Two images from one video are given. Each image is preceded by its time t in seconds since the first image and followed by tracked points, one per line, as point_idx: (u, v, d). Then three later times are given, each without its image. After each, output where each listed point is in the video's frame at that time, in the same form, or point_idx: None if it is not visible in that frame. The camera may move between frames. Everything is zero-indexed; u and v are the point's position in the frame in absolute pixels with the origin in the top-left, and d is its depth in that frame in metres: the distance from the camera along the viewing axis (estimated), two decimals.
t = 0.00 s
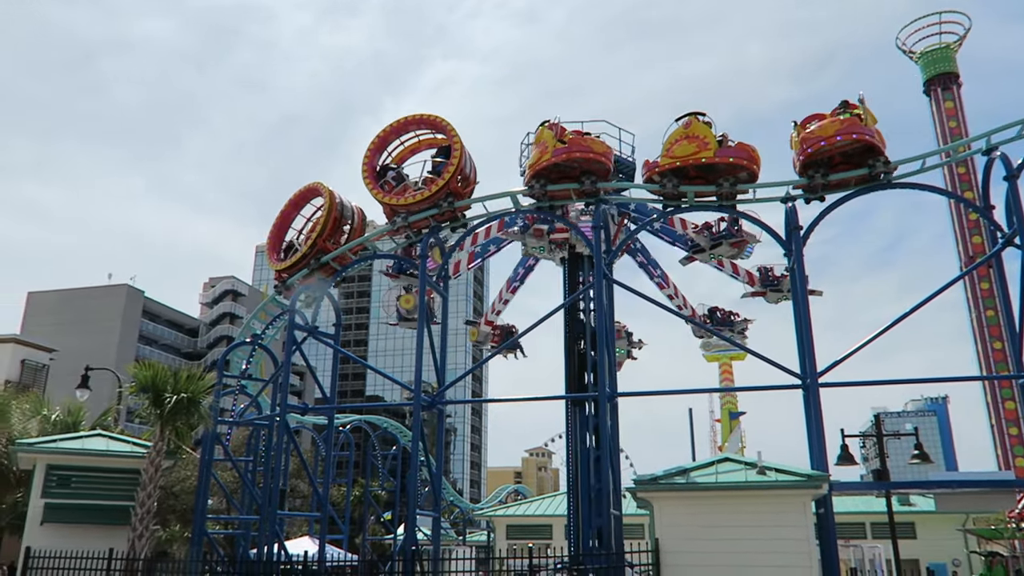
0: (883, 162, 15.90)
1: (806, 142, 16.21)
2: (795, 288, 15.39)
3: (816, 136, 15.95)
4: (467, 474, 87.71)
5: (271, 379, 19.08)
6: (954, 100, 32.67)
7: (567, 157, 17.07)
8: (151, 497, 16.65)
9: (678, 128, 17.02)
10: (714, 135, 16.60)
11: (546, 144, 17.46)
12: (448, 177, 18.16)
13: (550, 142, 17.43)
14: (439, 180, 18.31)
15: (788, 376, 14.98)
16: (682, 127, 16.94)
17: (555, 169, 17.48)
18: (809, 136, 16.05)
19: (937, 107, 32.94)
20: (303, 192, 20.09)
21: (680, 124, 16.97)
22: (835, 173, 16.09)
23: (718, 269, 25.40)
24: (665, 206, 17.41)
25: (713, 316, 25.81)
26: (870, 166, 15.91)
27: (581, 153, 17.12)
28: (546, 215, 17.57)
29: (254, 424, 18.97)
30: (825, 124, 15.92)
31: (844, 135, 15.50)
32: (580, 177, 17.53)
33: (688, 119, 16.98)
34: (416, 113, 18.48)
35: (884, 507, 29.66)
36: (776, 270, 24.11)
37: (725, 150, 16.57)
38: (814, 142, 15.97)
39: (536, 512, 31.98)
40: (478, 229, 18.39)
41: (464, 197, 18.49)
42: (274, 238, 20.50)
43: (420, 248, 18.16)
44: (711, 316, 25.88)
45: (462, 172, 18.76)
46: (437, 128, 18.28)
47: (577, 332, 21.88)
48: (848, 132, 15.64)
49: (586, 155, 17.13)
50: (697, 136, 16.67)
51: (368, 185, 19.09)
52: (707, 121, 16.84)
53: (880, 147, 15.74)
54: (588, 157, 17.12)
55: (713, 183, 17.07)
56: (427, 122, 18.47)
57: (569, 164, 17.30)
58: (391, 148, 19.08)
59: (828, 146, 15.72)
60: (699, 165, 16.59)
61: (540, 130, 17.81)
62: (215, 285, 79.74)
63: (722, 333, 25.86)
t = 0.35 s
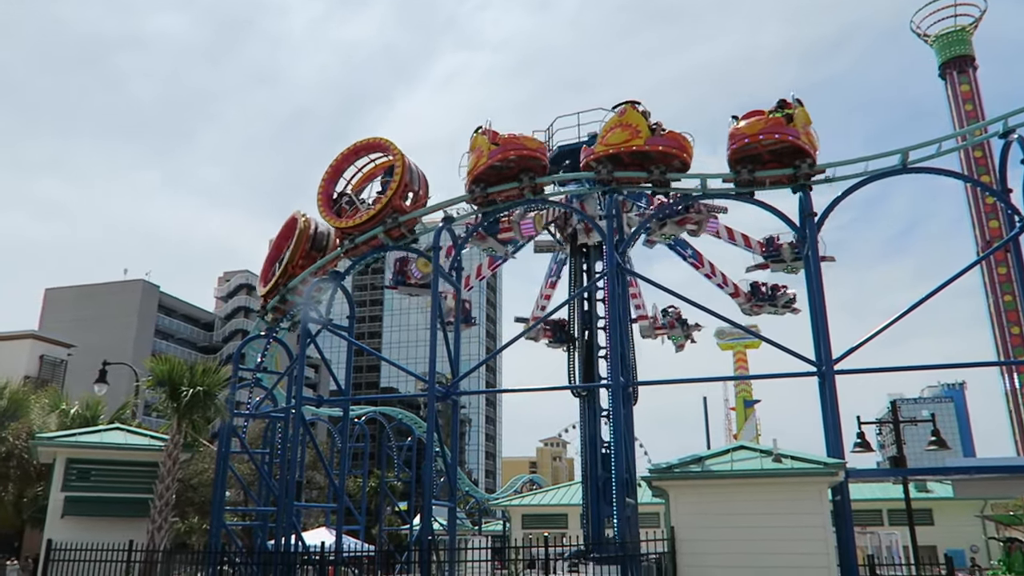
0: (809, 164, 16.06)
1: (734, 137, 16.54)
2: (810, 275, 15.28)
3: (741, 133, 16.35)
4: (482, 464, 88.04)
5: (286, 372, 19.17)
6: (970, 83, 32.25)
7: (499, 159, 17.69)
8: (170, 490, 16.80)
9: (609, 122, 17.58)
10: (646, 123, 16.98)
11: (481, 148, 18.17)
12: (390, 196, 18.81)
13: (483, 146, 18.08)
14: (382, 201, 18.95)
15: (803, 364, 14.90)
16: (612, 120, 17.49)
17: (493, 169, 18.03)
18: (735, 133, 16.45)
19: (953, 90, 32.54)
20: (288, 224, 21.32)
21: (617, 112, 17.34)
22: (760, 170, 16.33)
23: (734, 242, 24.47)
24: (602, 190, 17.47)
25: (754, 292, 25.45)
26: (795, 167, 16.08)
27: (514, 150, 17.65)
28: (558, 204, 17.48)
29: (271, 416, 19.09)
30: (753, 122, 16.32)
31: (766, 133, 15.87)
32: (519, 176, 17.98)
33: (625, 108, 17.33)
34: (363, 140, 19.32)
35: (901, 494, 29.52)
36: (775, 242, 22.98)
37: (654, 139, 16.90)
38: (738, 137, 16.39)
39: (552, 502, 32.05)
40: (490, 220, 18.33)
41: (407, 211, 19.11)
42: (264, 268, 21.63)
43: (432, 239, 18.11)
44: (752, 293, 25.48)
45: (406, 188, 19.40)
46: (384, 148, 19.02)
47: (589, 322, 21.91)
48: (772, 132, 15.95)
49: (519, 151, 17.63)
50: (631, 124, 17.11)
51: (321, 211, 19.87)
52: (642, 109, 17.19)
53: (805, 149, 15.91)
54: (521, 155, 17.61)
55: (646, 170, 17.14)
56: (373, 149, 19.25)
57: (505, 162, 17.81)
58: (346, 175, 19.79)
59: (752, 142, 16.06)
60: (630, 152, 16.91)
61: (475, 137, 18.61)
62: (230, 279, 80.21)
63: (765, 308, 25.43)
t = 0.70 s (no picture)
0: (727, 159, 16.78)
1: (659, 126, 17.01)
2: (822, 261, 15.19)
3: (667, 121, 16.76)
4: (494, 453, 88.36)
5: (297, 362, 19.27)
6: (985, 67, 31.86)
7: (432, 169, 18.25)
8: (184, 479, 16.94)
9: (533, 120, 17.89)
10: (567, 115, 17.30)
11: (414, 165, 18.76)
12: (339, 223, 19.44)
13: (416, 161, 18.72)
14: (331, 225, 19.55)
15: (816, 351, 14.82)
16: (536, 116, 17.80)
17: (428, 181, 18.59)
18: (660, 121, 16.87)
19: (968, 74, 32.16)
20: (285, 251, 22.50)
21: (538, 110, 17.68)
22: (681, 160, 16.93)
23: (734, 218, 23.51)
24: (540, 186, 18.02)
25: (783, 263, 24.46)
26: (715, 160, 16.81)
27: (446, 159, 18.19)
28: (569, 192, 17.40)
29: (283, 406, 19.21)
30: (677, 112, 16.72)
31: (687, 124, 16.36)
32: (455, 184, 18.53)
33: (545, 104, 17.67)
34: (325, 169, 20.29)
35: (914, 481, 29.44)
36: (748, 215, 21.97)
37: (579, 130, 17.21)
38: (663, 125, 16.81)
39: (563, 490, 32.13)
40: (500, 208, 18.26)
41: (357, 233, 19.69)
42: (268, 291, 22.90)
43: (443, 229, 18.07)
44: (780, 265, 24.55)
45: (359, 213, 19.98)
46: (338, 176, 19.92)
47: (599, 310, 21.91)
48: (692, 123, 16.47)
49: (451, 160, 18.18)
50: (552, 119, 17.36)
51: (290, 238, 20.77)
52: (563, 104, 17.54)
53: (725, 143, 16.55)
54: (453, 163, 18.16)
55: (575, 161, 17.60)
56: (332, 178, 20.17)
57: (439, 171, 18.36)
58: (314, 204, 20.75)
59: (672, 133, 16.63)
60: (556, 146, 17.27)
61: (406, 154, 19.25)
62: (242, 269, 80.56)
63: (795, 281, 24.57)
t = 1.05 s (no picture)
0: (643, 144, 16.81)
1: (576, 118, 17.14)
2: (833, 248, 15.07)
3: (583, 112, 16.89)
4: (503, 440, 88.63)
5: (308, 349, 19.31)
6: (1000, 51, 31.48)
7: (367, 192, 19.37)
8: (196, 466, 17.07)
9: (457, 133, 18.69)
10: (485, 123, 18.05)
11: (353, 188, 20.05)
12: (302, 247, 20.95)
13: (354, 186, 19.97)
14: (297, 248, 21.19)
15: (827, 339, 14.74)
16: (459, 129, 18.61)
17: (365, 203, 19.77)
18: (577, 112, 17.01)
19: (982, 58, 31.80)
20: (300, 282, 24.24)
21: (459, 124, 18.52)
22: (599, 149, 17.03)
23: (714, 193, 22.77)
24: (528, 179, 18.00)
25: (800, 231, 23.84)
26: (631, 146, 16.85)
27: (379, 181, 19.37)
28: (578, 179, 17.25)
29: (294, 393, 19.30)
30: (591, 102, 16.87)
31: (602, 113, 16.48)
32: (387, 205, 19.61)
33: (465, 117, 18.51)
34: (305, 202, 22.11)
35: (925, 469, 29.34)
36: (702, 194, 22.17)
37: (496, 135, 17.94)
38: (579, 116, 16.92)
39: (573, 477, 32.22)
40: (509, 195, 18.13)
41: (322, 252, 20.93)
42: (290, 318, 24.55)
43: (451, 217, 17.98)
44: (798, 232, 24.05)
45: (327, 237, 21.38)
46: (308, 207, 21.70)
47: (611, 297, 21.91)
48: (608, 111, 16.60)
49: (383, 182, 19.37)
50: (471, 129, 18.13)
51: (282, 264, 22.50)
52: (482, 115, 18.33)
53: (641, 129, 16.66)
54: (386, 185, 19.32)
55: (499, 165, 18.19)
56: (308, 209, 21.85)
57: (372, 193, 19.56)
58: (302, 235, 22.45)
59: (590, 121, 16.66)
60: (479, 153, 17.95)
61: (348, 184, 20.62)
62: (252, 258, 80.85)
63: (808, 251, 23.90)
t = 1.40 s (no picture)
0: (551, 145, 17.45)
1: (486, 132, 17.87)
2: (843, 237, 14.99)
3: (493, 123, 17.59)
4: (511, 431, 88.79)
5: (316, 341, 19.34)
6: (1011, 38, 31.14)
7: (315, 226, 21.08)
8: (206, 458, 17.16)
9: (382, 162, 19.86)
10: (403, 151, 19.22)
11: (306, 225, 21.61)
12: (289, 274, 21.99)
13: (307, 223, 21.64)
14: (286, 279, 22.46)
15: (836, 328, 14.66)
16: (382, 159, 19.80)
17: (317, 237, 21.32)
18: (488, 122, 17.68)
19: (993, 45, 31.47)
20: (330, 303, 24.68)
21: (381, 154, 19.68)
22: (512, 156, 17.69)
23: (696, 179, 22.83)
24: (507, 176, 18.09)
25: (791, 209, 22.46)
26: (538, 149, 17.50)
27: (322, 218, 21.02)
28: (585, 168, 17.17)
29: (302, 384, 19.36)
30: (500, 110, 17.53)
31: (511, 119, 17.11)
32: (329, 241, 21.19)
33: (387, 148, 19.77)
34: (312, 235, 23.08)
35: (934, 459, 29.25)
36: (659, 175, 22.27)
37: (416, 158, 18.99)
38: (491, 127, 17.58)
39: (581, 468, 32.25)
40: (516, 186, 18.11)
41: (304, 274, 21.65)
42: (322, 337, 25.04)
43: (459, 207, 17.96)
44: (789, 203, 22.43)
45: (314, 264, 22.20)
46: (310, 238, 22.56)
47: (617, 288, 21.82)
48: (516, 117, 17.24)
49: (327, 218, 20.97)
50: (391, 158, 19.29)
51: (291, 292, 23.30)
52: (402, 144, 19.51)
53: (548, 131, 17.28)
54: (330, 221, 20.96)
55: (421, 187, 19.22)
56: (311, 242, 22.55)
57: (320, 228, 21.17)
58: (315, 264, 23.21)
59: (499, 129, 17.33)
60: (399, 178, 19.09)
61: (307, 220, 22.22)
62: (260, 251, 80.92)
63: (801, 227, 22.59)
